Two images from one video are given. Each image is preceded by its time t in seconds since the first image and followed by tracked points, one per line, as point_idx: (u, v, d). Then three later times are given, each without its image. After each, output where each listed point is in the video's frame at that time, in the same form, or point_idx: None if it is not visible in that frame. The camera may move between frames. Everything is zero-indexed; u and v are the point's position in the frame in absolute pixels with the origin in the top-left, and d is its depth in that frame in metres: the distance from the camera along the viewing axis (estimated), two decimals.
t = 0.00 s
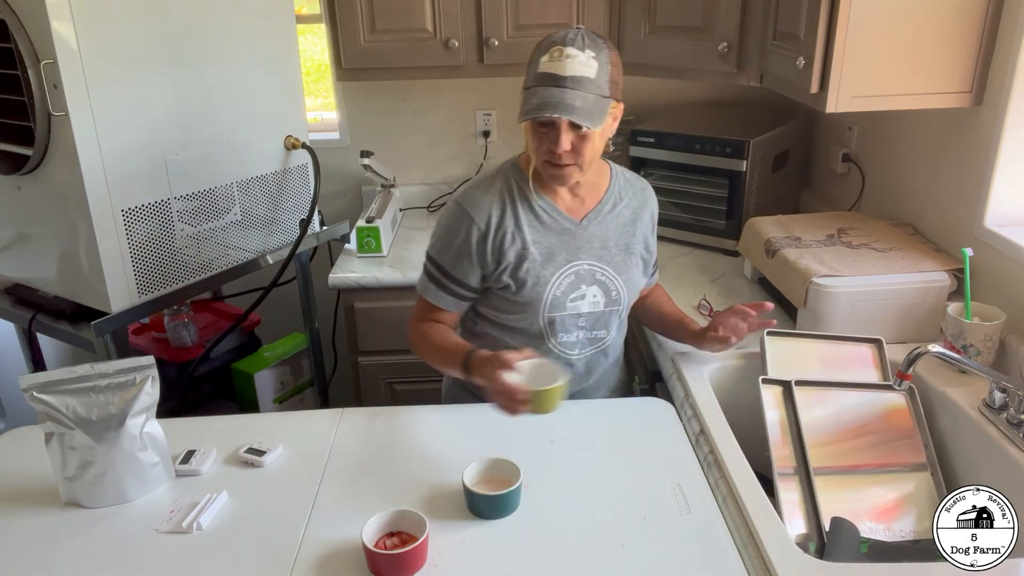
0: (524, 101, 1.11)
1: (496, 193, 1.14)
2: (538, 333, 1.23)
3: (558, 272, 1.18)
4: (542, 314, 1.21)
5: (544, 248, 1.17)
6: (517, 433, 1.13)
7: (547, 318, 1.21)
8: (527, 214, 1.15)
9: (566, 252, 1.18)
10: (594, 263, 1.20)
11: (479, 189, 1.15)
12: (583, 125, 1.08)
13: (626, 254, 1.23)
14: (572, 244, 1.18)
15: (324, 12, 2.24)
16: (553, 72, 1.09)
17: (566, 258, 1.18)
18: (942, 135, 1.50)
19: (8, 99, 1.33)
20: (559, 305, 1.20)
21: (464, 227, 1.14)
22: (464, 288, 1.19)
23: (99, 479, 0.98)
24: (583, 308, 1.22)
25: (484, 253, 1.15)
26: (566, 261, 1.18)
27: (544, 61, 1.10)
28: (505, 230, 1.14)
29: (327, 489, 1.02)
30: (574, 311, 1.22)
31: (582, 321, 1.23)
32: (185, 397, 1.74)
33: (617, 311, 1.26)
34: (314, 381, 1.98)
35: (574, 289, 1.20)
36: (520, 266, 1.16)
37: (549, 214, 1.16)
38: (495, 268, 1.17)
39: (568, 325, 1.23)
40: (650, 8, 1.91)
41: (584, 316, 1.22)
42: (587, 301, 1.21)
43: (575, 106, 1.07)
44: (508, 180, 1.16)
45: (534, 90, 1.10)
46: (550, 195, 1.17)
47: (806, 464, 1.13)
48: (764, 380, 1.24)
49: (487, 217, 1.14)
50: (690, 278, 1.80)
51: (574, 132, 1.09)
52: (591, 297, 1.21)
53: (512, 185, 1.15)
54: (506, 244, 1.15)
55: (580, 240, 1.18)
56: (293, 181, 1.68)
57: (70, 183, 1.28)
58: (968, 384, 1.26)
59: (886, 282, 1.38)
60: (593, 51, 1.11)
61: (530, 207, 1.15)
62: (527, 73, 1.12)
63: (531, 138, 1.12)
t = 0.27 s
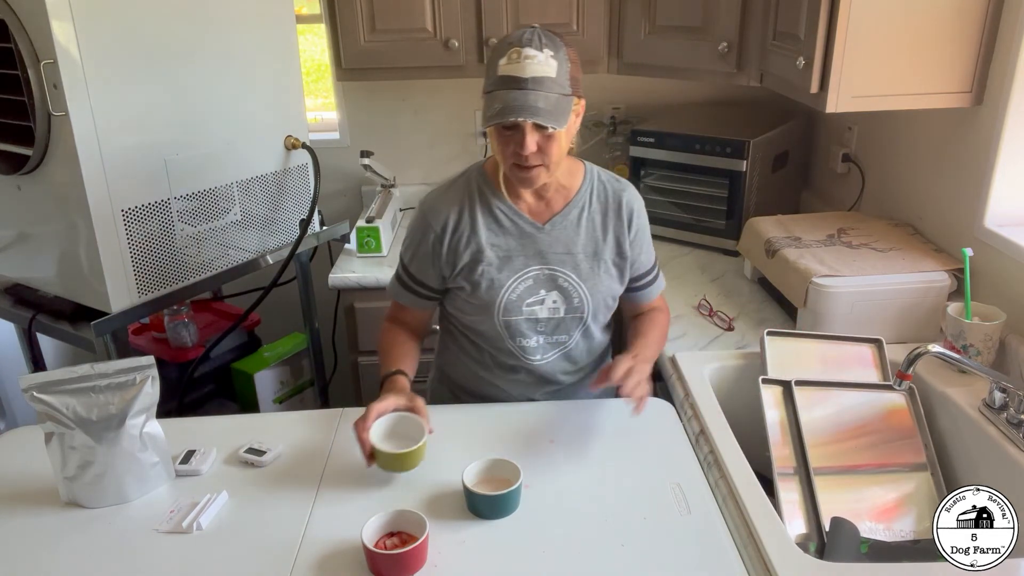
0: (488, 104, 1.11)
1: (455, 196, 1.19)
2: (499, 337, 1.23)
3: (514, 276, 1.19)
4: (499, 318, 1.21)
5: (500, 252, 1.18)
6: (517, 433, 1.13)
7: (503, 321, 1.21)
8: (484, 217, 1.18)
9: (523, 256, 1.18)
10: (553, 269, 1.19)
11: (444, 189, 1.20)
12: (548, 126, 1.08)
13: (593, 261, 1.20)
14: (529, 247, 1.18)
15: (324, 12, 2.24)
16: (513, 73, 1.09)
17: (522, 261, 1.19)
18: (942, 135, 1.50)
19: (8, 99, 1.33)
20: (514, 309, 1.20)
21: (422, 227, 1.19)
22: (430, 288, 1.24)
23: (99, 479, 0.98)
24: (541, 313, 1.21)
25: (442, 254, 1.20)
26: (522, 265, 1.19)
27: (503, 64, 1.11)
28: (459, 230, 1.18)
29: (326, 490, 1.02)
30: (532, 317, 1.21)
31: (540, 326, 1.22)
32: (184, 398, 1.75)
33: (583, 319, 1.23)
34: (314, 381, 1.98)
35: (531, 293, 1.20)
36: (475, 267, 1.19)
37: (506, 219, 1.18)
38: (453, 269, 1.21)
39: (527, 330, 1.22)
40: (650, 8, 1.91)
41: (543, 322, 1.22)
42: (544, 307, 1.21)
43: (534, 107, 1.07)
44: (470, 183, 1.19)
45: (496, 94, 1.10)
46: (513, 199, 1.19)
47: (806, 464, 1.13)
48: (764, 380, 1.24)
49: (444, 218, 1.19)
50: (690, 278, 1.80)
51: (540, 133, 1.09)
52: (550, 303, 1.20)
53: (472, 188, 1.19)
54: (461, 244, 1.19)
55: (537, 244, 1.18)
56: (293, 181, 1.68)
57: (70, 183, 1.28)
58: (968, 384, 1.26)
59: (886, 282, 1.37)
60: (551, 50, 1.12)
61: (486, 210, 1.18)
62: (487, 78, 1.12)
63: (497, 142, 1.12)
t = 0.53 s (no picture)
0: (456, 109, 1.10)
1: (425, 206, 1.21)
2: (468, 342, 1.27)
3: (479, 285, 1.21)
4: (466, 325, 1.24)
5: (466, 261, 1.21)
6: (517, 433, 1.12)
7: (469, 328, 1.25)
8: (451, 226, 1.20)
9: (487, 265, 1.21)
10: (517, 276, 1.21)
11: (415, 195, 1.23)
12: (518, 128, 1.09)
13: (556, 269, 1.21)
14: (493, 257, 1.21)
15: (324, 12, 2.24)
16: (479, 76, 1.09)
17: (486, 270, 1.21)
18: (941, 135, 1.50)
19: (8, 99, 1.33)
20: (480, 317, 1.23)
21: (394, 234, 1.23)
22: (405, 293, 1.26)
23: (99, 479, 0.98)
24: (505, 321, 1.24)
25: (413, 261, 1.23)
26: (486, 274, 1.21)
27: (468, 67, 1.10)
28: (428, 239, 1.21)
29: (326, 490, 1.02)
30: (497, 324, 1.24)
31: (506, 333, 1.25)
32: (184, 398, 1.75)
33: (548, 326, 1.25)
34: (314, 381, 1.98)
35: (496, 302, 1.22)
36: (441, 275, 1.22)
37: (473, 227, 1.20)
38: (422, 277, 1.24)
39: (492, 337, 1.25)
40: (650, 8, 1.91)
41: (509, 329, 1.25)
42: (507, 315, 1.24)
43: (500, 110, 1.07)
44: (440, 190, 1.22)
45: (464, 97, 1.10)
46: (482, 205, 1.20)
47: (806, 464, 1.13)
48: (765, 380, 1.24)
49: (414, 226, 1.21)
50: (690, 278, 1.80)
51: (510, 135, 1.10)
52: (514, 311, 1.23)
53: (441, 197, 1.21)
54: (429, 253, 1.21)
55: (501, 253, 1.20)
56: (293, 181, 1.68)
57: (70, 183, 1.28)
58: (968, 384, 1.26)
59: (885, 282, 1.38)
60: (516, 50, 1.11)
61: (455, 218, 1.20)
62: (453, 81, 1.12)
63: (468, 147, 1.13)
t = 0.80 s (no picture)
0: (440, 117, 1.10)
1: (408, 209, 1.21)
2: (451, 345, 1.27)
3: (461, 289, 1.21)
4: (449, 328, 1.25)
5: (448, 265, 1.21)
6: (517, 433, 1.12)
7: (451, 332, 1.25)
8: (434, 229, 1.21)
9: (469, 269, 1.21)
10: (500, 280, 1.21)
11: (398, 199, 1.23)
12: (503, 135, 1.09)
13: (538, 274, 1.21)
14: (474, 261, 1.21)
15: (324, 12, 2.24)
16: (463, 85, 1.08)
17: (469, 274, 1.21)
18: (942, 135, 1.50)
19: (8, 99, 1.33)
20: (462, 321, 1.23)
21: (377, 237, 1.23)
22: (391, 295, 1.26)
23: (99, 479, 0.98)
24: (488, 325, 1.24)
25: (397, 265, 1.23)
26: (469, 278, 1.21)
27: (451, 75, 1.09)
28: (411, 242, 1.21)
29: (326, 490, 1.02)
30: (480, 328, 1.24)
31: (488, 337, 1.25)
32: (184, 398, 1.75)
33: (530, 330, 1.25)
34: (313, 381, 1.98)
35: (478, 306, 1.22)
36: (424, 279, 1.22)
37: (455, 231, 1.20)
38: (405, 281, 1.24)
39: (475, 340, 1.25)
40: (650, 7, 1.91)
41: (492, 333, 1.25)
42: (489, 319, 1.24)
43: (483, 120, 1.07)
44: (423, 194, 1.22)
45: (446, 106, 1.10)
46: (465, 209, 1.20)
47: (806, 464, 1.13)
48: (765, 380, 1.23)
49: (397, 232, 1.21)
50: (690, 278, 1.80)
51: (495, 141, 1.10)
52: (497, 315, 1.23)
53: (424, 201, 1.21)
54: (412, 257, 1.22)
55: (482, 258, 1.20)
56: (293, 181, 1.68)
57: (70, 183, 1.28)
58: (968, 384, 1.26)
59: (885, 282, 1.37)
60: (498, 55, 1.10)
61: (438, 221, 1.20)
62: (436, 88, 1.11)
63: (452, 154, 1.13)
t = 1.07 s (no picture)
0: (460, 123, 1.07)
1: (412, 210, 1.20)
2: (458, 345, 1.26)
3: (469, 288, 1.21)
4: (457, 328, 1.24)
5: (455, 264, 1.20)
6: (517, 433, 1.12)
7: (459, 332, 1.24)
8: (439, 229, 1.19)
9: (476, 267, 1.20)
10: (508, 279, 1.21)
11: (400, 200, 1.21)
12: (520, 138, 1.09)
13: (546, 270, 1.21)
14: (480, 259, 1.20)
15: (324, 12, 2.24)
16: (482, 89, 1.07)
17: (476, 273, 1.21)
18: (942, 135, 1.50)
19: (8, 99, 1.33)
20: (471, 320, 1.23)
21: (380, 240, 1.21)
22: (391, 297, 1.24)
23: (99, 479, 0.98)
24: (496, 323, 1.24)
25: (401, 266, 1.22)
26: (476, 277, 1.21)
27: (467, 78, 1.07)
28: (416, 243, 1.20)
29: (326, 490, 1.02)
30: (488, 326, 1.24)
31: (497, 336, 1.25)
32: (184, 398, 1.75)
33: (538, 327, 1.25)
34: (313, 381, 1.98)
35: (486, 305, 1.22)
36: (430, 279, 1.21)
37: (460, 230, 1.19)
38: (411, 282, 1.23)
39: (483, 339, 1.25)
40: (650, 7, 1.91)
41: (500, 332, 1.24)
42: (497, 317, 1.23)
43: (507, 126, 1.06)
44: (426, 194, 1.20)
45: (466, 111, 1.07)
46: (469, 209, 1.19)
47: (806, 464, 1.13)
48: (765, 380, 1.24)
49: (401, 233, 1.20)
50: (690, 278, 1.80)
51: (510, 144, 1.10)
52: (505, 313, 1.23)
53: (428, 201, 1.20)
54: (417, 258, 1.21)
55: (489, 256, 1.19)
56: (293, 182, 1.68)
57: (70, 183, 1.28)
58: (968, 384, 1.26)
59: (885, 282, 1.37)
60: (512, 58, 1.10)
61: (443, 221, 1.19)
62: (449, 90, 1.09)
63: (465, 157, 1.11)
